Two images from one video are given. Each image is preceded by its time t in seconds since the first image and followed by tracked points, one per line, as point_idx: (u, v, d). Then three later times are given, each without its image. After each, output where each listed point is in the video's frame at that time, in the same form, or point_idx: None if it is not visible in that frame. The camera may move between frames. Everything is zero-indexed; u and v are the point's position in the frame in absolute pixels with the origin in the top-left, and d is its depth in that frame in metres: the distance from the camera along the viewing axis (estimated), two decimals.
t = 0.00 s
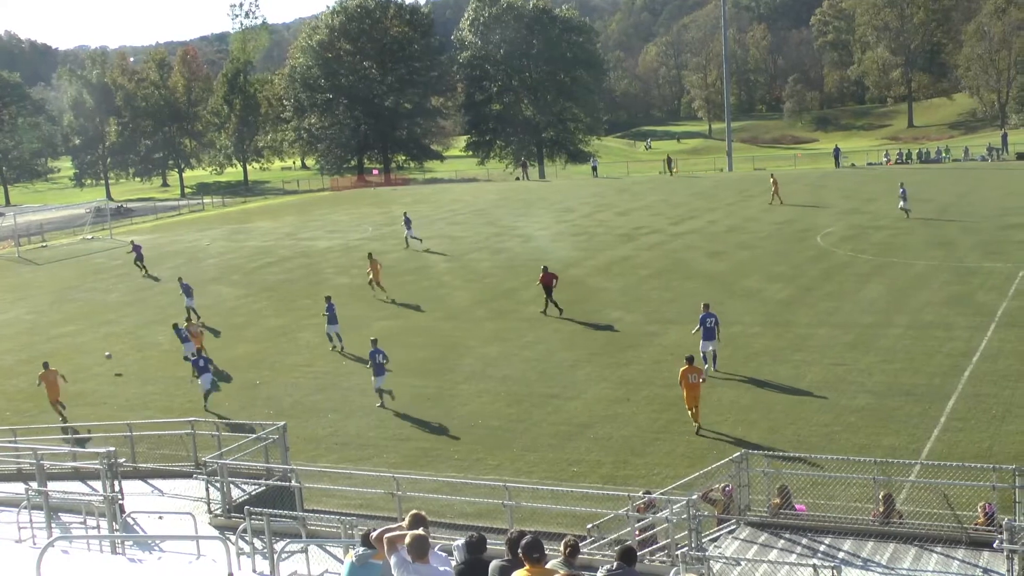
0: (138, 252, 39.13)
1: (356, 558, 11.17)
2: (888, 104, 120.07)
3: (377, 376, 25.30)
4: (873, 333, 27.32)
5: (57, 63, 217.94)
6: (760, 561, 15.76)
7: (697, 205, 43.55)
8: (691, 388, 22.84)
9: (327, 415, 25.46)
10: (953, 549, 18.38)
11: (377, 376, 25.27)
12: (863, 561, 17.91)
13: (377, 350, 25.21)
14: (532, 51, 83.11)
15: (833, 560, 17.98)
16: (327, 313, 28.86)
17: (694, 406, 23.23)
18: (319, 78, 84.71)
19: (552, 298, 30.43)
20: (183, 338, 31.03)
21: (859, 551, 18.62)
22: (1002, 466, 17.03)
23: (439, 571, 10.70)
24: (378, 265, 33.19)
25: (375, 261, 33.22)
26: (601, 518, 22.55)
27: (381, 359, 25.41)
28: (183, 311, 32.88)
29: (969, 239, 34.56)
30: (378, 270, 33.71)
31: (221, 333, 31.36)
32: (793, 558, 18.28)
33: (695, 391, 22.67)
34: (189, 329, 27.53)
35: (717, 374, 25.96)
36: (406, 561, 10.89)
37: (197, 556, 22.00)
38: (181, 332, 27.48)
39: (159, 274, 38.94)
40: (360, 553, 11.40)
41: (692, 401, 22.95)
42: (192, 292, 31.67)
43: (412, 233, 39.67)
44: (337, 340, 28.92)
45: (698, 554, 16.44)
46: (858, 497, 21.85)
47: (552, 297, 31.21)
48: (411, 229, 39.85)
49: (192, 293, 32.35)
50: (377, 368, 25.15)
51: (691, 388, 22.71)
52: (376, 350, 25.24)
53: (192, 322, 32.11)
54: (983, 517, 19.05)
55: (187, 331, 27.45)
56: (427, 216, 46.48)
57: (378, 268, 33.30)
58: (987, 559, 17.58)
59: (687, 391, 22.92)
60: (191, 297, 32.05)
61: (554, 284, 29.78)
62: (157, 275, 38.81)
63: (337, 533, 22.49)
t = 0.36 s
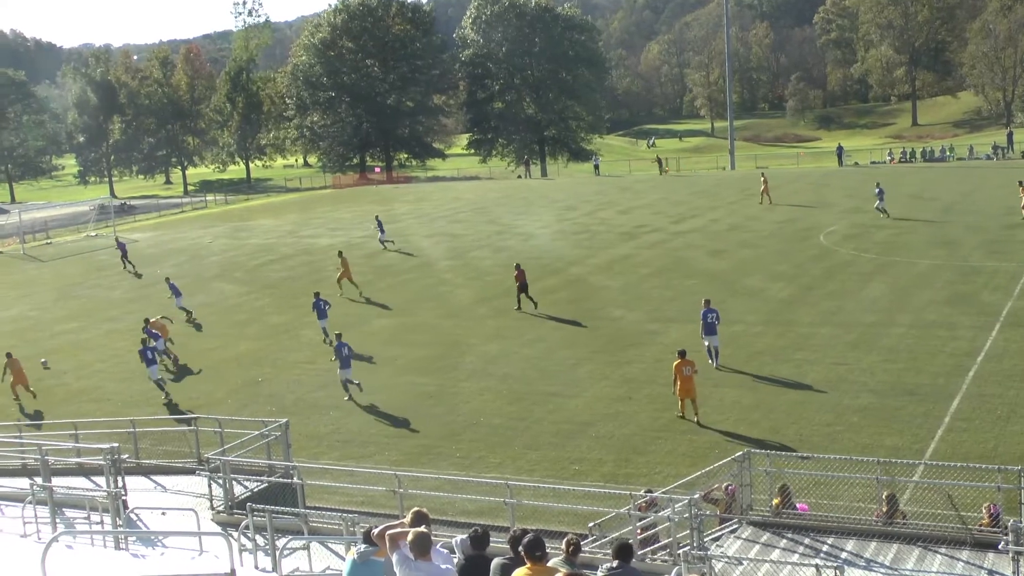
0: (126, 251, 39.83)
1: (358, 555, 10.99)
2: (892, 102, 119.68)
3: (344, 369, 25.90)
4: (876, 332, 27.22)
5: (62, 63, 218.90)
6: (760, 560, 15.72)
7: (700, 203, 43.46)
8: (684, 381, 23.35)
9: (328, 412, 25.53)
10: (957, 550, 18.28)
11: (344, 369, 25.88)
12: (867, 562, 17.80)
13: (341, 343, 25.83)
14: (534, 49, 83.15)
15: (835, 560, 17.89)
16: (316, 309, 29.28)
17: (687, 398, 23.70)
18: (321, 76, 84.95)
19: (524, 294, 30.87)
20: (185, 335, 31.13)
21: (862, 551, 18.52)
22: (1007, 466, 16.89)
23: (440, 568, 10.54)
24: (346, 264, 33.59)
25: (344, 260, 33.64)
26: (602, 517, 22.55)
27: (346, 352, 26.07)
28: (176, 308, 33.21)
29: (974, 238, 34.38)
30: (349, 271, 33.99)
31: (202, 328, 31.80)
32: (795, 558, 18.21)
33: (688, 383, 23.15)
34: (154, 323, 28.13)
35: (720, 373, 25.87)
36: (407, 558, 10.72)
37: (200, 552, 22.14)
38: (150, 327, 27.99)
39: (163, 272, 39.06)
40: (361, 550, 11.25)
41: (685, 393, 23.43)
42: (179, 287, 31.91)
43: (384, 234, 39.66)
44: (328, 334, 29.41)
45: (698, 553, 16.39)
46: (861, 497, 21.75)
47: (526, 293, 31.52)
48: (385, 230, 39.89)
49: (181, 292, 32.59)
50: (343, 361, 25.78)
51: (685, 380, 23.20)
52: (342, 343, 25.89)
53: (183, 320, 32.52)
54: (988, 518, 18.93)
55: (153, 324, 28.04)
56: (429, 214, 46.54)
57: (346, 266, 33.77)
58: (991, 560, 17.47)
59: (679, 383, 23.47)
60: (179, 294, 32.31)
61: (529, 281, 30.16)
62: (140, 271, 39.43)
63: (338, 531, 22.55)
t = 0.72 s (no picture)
0: (161, 246, 40.75)
1: (415, 551, 11.33)
2: (956, 100, 117.38)
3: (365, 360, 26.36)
4: (938, 333, 26.80)
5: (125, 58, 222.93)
6: (822, 563, 15.56)
7: (758, 202, 43.07)
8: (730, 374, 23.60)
9: (385, 407, 25.70)
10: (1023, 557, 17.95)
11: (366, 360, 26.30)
12: (929, 567, 17.56)
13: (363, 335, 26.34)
14: (591, 47, 82.31)
15: (896, 565, 17.66)
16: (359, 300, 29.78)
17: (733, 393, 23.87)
18: (379, 74, 86.44)
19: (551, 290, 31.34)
20: (244, 330, 31.47)
21: (924, 556, 18.30)
22: None
23: (497, 564, 10.69)
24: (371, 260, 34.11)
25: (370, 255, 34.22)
26: (658, 516, 22.46)
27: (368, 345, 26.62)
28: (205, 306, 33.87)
29: None
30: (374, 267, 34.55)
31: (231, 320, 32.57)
32: (855, 560, 18.00)
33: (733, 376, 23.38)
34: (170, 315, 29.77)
35: (778, 373, 25.66)
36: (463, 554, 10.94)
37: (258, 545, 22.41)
38: (169, 317, 29.51)
39: (221, 268, 39.51)
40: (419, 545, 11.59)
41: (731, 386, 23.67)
42: (210, 283, 32.60)
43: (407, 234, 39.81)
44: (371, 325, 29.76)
45: (758, 555, 16.28)
46: (922, 501, 21.45)
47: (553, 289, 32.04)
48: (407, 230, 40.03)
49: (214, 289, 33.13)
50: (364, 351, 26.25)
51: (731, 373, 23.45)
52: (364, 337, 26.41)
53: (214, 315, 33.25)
54: None
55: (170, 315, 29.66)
56: (485, 211, 46.65)
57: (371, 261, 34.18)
58: None
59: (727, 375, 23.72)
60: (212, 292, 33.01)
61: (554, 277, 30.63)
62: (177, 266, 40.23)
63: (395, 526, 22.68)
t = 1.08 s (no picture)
0: (217, 242, 41.89)
1: (486, 549, 11.37)
2: None
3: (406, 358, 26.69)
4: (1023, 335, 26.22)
5: (202, 57, 227.12)
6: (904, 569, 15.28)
7: (835, 200, 42.47)
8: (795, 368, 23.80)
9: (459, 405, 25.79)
10: None
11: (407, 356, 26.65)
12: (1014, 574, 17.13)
13: (405, 332, 26.73)
14: (667, 45, 80.55)
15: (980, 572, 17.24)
16: (422, 293, 30.42)
17: (796, 388, 24.00)
18: (454, 71, 87.09)
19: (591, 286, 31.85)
20: (319, 325, 31.77)
21: (1008, 563, 17.86)
22: None
23: (569, 564, 10.67)
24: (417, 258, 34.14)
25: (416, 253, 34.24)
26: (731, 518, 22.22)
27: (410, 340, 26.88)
28: (243, 299, 34.53)
29: None
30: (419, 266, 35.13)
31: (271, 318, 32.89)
32: (936, 566, 17.64)
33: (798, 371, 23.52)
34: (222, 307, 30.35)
35: (857, 374, 25.31)
36: (535, 553, 10.86)
37: (331, 540, 22.57)
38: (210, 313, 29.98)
39: (297, 264, 39.96)
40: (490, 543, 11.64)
41: (794, 381, 23.85)
42: (251, 280, 32.84)
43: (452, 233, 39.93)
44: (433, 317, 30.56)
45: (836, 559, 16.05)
46: (1005, 507, 20.96)
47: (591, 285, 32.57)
48: (450, 229, 40.15)
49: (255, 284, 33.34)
50: (405, 347, 26.60)
51: (794, 368, 23.68)
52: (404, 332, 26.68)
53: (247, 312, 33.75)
54: None
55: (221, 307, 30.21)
56: (559, 209, 46.62)
57: (416, 259, 34.15)
58: None
59: (790, 369, 23.92)
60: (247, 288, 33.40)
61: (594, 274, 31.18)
62: (230, 261, 41.60)
63: (467, 523, 22.66)
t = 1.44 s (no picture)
0: (274, 240, 42.83)
1: (559, 549, 11.46)
2: None
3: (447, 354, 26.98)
4: None
5: (278, 59, 230.81)
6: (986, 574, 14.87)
7: (917, 200, 41.81)
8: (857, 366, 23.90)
9: (532, 403, 25.83)
10: None
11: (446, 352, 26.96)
12: None
13: (445, 329, 27.05)
14: (743, 42, 77.62)
15: None
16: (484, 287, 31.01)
17: (859, 385, 24.06)
18: (530, 71, 87.41)
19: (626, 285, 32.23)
20: (393, 324, 31.96)
21: None
22: None
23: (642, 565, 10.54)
24: (470, 254, 34.92)
25: (467, 251, 34.90)
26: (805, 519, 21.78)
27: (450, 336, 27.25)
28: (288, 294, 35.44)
29: None
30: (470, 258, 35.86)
31: (309, 316, 33.61)
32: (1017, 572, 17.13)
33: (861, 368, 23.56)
34: (274, 300, 31.24)
35: (936, 377, 24.96)
36: (608, 553, 10.99)
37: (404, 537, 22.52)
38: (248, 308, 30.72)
39: (371, 262, 40.33)
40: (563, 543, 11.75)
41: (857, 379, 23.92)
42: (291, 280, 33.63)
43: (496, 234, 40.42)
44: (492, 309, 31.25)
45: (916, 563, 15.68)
46: None
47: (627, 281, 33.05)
48: (496, 231, 40.83)
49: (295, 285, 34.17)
50: (445, 345, 26.88)
51: (857, 364, 23.68)
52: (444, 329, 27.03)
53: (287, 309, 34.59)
54: None
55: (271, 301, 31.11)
56: (633, 208, 46.55)
57: (471, 254, 35.07)
58: None
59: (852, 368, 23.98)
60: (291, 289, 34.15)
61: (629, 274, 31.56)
62: (284, 258, 42.64)
63: (540, 522, 22.50)
